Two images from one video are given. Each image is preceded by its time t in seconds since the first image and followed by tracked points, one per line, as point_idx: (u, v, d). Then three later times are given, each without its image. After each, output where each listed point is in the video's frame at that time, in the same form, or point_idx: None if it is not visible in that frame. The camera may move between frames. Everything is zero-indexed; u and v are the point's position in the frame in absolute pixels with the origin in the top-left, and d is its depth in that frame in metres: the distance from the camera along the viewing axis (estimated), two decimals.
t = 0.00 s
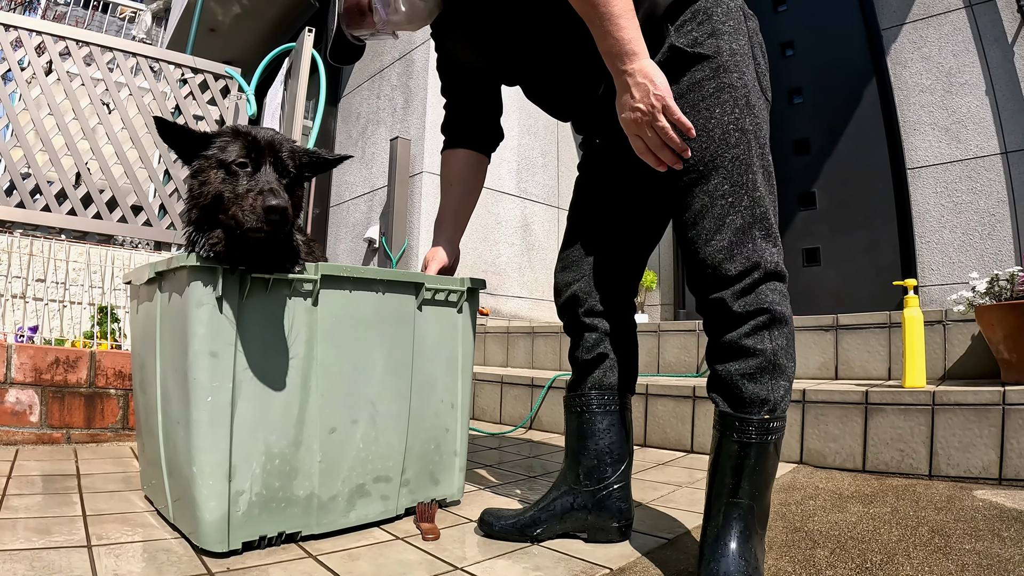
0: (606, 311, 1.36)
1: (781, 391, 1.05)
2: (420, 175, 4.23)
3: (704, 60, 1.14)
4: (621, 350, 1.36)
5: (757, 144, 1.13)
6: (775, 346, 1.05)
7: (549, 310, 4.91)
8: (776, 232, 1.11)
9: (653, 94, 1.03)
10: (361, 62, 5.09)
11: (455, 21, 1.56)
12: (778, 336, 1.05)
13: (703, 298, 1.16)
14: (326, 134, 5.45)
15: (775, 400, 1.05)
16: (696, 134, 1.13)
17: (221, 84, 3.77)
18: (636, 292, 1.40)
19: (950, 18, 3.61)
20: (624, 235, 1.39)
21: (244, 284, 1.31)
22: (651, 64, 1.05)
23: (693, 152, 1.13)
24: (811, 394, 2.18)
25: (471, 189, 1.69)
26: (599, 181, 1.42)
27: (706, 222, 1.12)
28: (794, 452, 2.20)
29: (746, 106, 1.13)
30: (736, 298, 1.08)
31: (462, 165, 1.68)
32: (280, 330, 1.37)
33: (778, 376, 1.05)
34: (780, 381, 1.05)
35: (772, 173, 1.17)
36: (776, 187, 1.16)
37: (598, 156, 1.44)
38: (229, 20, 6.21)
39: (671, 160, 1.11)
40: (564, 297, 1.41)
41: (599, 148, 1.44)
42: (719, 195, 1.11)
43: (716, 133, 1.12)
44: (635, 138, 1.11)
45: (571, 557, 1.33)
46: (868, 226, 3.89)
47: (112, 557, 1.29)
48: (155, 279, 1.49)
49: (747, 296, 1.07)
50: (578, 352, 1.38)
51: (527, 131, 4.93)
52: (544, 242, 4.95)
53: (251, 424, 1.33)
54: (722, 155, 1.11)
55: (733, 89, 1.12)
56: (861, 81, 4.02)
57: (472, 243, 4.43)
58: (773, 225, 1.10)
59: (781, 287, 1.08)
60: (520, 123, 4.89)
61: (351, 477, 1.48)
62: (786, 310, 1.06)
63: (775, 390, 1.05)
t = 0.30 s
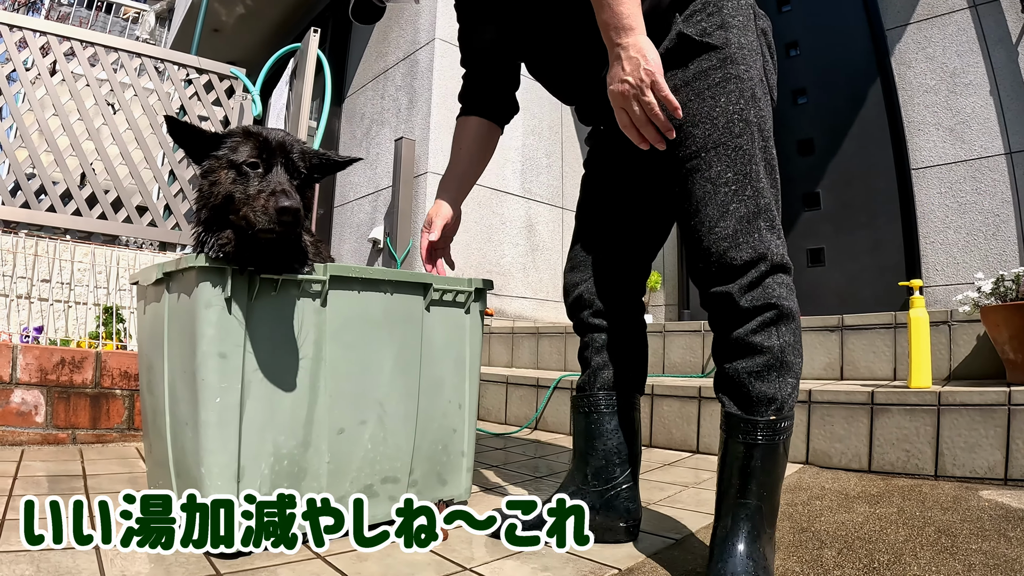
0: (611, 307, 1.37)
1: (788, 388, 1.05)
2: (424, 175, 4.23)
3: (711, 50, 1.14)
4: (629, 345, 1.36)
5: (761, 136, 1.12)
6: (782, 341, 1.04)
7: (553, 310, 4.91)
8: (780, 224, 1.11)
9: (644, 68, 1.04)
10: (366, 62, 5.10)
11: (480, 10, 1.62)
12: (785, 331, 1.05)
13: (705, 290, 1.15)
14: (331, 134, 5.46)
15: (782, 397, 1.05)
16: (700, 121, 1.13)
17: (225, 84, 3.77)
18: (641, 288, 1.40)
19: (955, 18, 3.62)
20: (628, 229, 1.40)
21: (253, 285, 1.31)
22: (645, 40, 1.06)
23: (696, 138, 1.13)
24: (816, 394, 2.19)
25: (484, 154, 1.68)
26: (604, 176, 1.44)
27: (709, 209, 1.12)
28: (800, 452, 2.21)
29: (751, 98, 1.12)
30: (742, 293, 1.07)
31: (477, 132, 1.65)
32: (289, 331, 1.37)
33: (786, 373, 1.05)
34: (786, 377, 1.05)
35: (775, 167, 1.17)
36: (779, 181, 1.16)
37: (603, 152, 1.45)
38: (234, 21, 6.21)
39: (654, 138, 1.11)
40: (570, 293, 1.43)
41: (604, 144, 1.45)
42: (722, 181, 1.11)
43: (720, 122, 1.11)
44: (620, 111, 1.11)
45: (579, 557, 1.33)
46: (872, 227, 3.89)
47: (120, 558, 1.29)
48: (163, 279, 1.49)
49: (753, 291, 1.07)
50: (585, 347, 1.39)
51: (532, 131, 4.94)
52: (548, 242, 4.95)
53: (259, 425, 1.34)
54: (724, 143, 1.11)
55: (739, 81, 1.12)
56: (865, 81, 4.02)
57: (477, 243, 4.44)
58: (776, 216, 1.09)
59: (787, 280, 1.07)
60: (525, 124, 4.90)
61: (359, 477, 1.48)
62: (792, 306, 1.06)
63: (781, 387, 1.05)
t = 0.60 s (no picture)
0: (640, 299, 1.36)
1: (848, 387, 1.05)
2: (427, 176, 4.23)
3: (752, 29, 1.12)
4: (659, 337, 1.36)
5: (802, 122, 1.12)
6: (840, 340, 1.05)
7: (555, 311, 4.90)
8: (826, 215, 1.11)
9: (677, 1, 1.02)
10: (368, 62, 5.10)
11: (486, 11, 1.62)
12: (841, 330, 1.05)
13: (752, 284, 1.14)
14: (333, 135, 5.46)
15: (843, 397, 1.05)
16: (742, 104, 1.11)
17: (228, 86, 3.77)
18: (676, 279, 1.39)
19: (957, 18, 3.63)
20: (656, 216, 1.37)
21: (257, 288, 1.32)
22: None
23: (737, 122, 1.12)
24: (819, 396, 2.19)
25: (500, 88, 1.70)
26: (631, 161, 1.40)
27: (756, 197, 1.11)
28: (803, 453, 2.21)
29: (792, 82, 1.12)
30: (796, 293, 1.06)
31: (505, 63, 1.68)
32: (293, 333, 1.37)
33: (845, 372, 1.05)
34: (847, 375, 1.05)
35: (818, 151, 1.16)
36: (821, 166, 1.16)
37: (629, 125, 1.38)
38: (236, 22, 6.20)
39: (667, 74, 1.06)
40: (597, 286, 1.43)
41: (628, 125, 1.39)
42: (768, 170, 1.10)
43: (764, 106, 1.10)
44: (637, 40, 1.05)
45: (584, 560, 1.33)
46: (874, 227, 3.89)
47: (124, 561, 1.29)
48: (167, 283, 1.49)
49: (806, 290, 1.06)
50: (614, 343, 1.39)
51: (534, 132, 4.94)
52: (550, 243, 4.94)
53: (264, 429, 1.34)
54: (768, 129, 1.10)
55: (780, 64, 1.11)
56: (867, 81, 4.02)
57: (479, 244, 4.44)
58: (823, 206, 1.10)
59: (840, 273, 1.07)
60: (527, 124, 4.90)
61: (363, 480, 1.48)
62: (847, 302, 1.06)
63: (842, 386, 1.05)
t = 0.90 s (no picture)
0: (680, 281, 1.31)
1: (889, 399, 1.03)
2: (428, 175, 4.23)
3: (847, 10, 1.06)
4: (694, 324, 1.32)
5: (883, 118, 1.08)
6: (892, 351, 1.02)
7: (556, 310, 4.90)
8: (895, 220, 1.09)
9: None
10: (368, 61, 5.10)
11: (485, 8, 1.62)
12: (894, 341, 1.03)
13: (815, 281, 1.10)
14: (334, 133, 5.46)
15: (882, 407, 1.03)
16: (834, 90, 1.04)
17: (229, 84, 3.77)
18: (718, 262, 1.34)
19: (957, 16, 3.63)
20: (711, 194, 1.29)
21: (258, 284, 1.32)
22: None
23: (827, 109, 1.04)
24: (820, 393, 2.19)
25: (621, 72, 1.60)
26: (689, 131, 1.30)
27: (838, 194, 1.05)
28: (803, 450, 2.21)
29: (879, 73, 1.07)
30: (860, 299, 1.03)
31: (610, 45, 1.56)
32: (295, 330, 1.37)
33: (888, 383, 1.03)
34: (889, 388, 1.03)
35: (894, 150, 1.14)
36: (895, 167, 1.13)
37: (693, 89, 1.27)
38: (236, 21, 6.21)
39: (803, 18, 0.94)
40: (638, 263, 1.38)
41: (690, 92, 1.28)
42: (854, 166, 1.04)
43: (854, 95, 1.04)
44: None
45: (584, 556, 1.33)
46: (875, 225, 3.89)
47: (126, 559, 1.29)
48: (168, 280, 1.49)
49: (869, 296, 1.03)
50: (643, 328, 1.34)
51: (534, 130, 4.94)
52: (551, 242, 4.94)
53: (265, 427, 1.34)
54: (857, 121, 1.04)
55: (871, 52, 1.05)
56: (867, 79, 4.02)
57: (479, 243, 4.44)
58: (896, 209, 1.07)
59: (900, 284, 1.05)
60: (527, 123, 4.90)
61: (365, 477, 1.48)
62: (902, 313, 1.04)
63: (883, 398, 1.02)
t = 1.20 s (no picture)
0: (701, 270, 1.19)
1: (901, 400, 0.96)
2: (424, 173, 4.23)
3: (889, 4, 1.03)
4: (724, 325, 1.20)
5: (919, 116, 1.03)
6: (908, 354, 0.95)
7: (553, 307, 4.90)
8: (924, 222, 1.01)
9: None
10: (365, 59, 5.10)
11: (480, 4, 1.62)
12: (911, 345, 0.96)
13: (836, 277, 1.04)
14: (331, 132, 5.46)
15: (893, 409, 0.96)
16: (870, 83, 1.01)
17: (225, 82, 3.77)
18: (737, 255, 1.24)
19: (954, 14, 3.64)
20: (729, 185, 1.21)
21: (252, 281, 1.31)
22: None
23: (861, 102, 1.01)
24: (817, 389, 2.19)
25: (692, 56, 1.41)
26: (708, 116, 1.23)
27: (866, 189, 0.99)
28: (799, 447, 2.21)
29: (917, 67, 1.02)
30: (881, 298, 0.96)
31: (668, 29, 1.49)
32: (289, 326, 1.37)
33: (901, 385, 0.96)
34: (901, 391, 0.96)
35: (926, 151, 1.07)
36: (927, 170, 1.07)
37: (720, 69, 1.22)
38: (232, 19, 6.20)
39: None
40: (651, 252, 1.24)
41: (716, 75, 1.23)
42: (885, 161, 0.99)
43: (892, 88, 0.99)
44: None
45: (580, 554, 1.33)
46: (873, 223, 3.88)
47: (121, 555, 1.29)
48: (162, 277, 1.49)
49: (892, 297, 0.96)
50: (691, 327, 1.22)
51: (531, 128, 4.95)
52: (548, 239, 4.94)
53: (259, 423, 1.33)
54: (891, 115, 0.99)
55: (911, 47, 1.01)
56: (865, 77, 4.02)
57: (476, 240, 4.44)
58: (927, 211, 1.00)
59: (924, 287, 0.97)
60: (524, 121, 4.91)
61: (360, 474, 1.48)
62: (920, 316, 0.96)
63: (895, 400, 0.96)
